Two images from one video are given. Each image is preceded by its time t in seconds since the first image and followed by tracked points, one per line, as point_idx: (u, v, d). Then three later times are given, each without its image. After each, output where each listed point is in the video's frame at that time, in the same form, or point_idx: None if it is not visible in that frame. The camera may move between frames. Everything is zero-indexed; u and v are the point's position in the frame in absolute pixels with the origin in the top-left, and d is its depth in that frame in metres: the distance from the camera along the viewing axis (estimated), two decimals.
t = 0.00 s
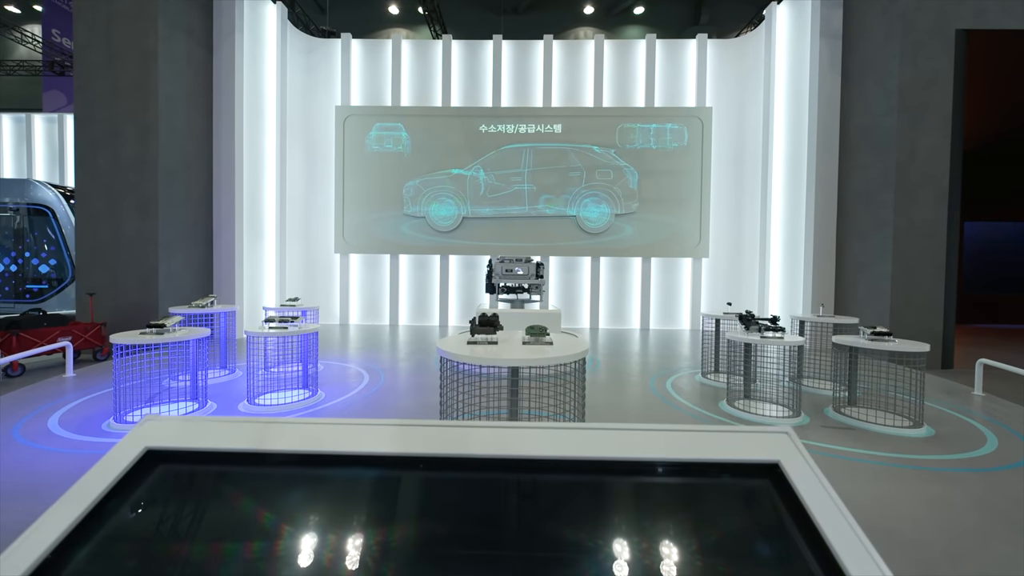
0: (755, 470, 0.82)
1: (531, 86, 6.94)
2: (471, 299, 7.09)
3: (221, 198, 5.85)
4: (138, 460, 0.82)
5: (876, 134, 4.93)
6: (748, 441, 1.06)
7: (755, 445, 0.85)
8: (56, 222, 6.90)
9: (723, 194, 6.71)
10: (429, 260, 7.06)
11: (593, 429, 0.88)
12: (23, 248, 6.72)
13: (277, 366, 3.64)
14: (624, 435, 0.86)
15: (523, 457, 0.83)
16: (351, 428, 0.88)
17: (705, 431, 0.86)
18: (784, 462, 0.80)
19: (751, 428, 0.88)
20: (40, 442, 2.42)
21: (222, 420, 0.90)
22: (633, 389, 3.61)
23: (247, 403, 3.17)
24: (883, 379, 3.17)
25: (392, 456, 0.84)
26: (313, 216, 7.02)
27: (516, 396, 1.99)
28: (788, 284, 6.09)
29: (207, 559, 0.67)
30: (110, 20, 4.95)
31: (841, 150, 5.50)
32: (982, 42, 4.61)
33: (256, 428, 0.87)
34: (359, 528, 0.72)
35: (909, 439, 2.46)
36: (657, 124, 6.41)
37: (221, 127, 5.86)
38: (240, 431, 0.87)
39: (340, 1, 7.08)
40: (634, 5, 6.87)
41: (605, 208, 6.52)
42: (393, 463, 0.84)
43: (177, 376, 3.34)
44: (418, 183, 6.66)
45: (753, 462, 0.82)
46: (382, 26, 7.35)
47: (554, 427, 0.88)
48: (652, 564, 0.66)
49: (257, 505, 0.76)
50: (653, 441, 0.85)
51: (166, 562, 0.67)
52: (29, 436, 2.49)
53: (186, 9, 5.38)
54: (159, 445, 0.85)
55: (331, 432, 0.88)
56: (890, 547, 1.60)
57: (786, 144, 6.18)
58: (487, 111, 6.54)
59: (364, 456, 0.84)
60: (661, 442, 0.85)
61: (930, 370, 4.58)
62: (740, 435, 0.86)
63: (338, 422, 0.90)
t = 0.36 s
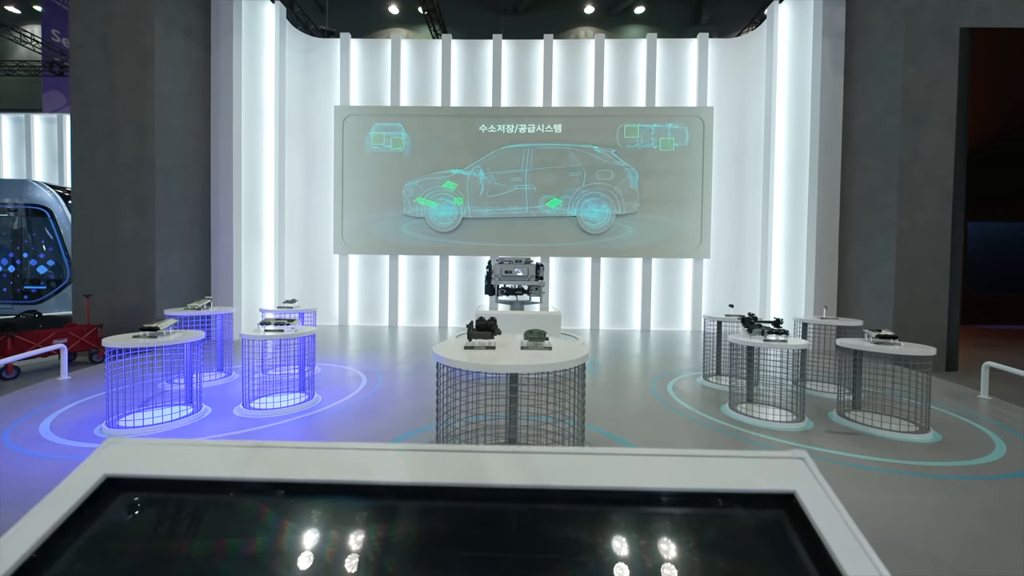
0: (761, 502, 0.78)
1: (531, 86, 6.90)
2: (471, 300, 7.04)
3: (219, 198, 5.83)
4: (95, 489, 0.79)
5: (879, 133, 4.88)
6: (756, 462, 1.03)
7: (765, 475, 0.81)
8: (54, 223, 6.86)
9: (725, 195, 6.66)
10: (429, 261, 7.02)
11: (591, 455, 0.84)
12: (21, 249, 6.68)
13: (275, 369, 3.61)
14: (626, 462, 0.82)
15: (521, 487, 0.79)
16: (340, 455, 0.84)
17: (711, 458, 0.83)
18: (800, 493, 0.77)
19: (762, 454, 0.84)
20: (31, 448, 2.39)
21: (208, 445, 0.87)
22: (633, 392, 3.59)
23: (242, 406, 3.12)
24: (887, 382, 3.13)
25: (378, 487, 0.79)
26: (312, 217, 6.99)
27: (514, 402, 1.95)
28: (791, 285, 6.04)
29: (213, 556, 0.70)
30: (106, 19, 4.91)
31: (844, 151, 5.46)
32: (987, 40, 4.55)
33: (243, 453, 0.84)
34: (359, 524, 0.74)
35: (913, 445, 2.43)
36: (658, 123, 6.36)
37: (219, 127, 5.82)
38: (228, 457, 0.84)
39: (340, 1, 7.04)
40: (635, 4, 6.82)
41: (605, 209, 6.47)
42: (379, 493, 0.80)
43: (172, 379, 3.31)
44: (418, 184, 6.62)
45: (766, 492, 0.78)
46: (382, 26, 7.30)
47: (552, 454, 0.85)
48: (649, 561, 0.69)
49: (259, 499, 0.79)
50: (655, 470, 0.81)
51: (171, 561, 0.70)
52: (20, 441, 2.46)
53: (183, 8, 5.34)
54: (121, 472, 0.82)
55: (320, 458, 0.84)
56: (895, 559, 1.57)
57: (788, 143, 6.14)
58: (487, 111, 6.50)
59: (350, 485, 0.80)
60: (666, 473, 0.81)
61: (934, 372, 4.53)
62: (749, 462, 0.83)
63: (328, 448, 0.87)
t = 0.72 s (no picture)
0: (768, 536, 0.69)
1: (531, 86, 6.85)
2: (470, 301, 7.01)
3: (216, 198, 5.80)
4: (45, 524, 0.69)
5: (882, 133, 4.84)
6: (766, 483, 0.97)
7: (776, 508, 0.72)
8: (51, 223, 6.81)
9: (725, 195, 6.61)
10: (428, 261, 6.98)
11: (585, 482, 0.76)
12: (17, 250, 6.61)
13: (271, 372, 3.57)
14: (627, 491, 0.74)
15: (520, 521, 0.70)
16: (307, 485, 0.75)
17: (724, 489, 0.75)
18: (818, 528, 0.68)
19: (773, 482, 0.77)
20: (20, 454, 2.34)
21: (168, 471, 0.78)
22: (634, 394, 3.54)
23: (237, 409, 3.08)
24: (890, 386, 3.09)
25: (345, 519, 0.69)
26: (310, 217, 6.95)
27: (512, 408, 1.91)
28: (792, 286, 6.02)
29: (214, 557, 0.66)
30: (102, 18, 4.86)
31: (846, 151, 5.42)
32: (992, 39, 4.49)
33: (215, 483, 0.75)
34: (355, 533, 0.69)
35: (920, 450, 2.38)
36: (658, 123, 6.32)
37: (216, 127, 5.78)
38: (187, 489, 0.74)
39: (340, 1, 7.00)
40: (636, 4, 6.77)
41: (605, 209, 6.43)
42: (352, 527, 0.69)
43: (167, 381, 3.26)
44: (417, 184, 6.58)
45: (782, 527, 0.69)
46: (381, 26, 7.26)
47: (547, 482, 0.77)
48: (649, 558, 0.65)
49: (243, 533, 0.69)
50: (660, 502, 0.72)
51: (172, 558, 0.66)
52: (10, 447, 2.42)
53: (180, 7, 5.30)
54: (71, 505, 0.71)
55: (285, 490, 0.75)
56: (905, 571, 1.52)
57: (789, 144, 6.11)
58: (487, 111, 6.46)
59: (320, 519, 0.69)
60: (669, 505, 0.72)
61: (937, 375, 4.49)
62: (762, 494, 0.74)
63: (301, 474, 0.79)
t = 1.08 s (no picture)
0: None
1: (532, 85, 6.81)
2: (470, 302, 6.97)
3: (215, 198, 5.79)
4: None
5: (886, 132, 4.79)
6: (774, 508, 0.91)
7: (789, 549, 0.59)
8: (51, 224, 6.80)
9: (728, 196, 6.56)
10: (428, 262, 6.95)
11: (587, 517, 0.64)
12: (16, 250, 6.53)
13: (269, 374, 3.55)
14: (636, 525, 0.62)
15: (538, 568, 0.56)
16: (289, 517, 0.65)
17: (724, 527, 0.63)
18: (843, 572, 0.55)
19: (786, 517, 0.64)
20: (10, 461, 2.30)
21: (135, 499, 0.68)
22: (635, 397, 3.49)
23: (234, 413, 3.04)
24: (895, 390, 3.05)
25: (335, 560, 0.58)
26: (310, 218, 6.92)
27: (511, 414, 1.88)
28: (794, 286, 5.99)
29: None
30: (99, 17, 4.82)
31: (849, 150, 5.39)
32: (999, 37, 4.43)
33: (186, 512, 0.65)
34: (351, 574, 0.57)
35: (925, 456, 2.34)
36: (660, 123, 6.28)
37: (215, 126, 5.76)
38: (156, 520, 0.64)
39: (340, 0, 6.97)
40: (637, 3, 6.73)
41: (606, 209, 6.39)
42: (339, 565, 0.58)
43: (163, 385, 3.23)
44: (416, 184, 6.54)
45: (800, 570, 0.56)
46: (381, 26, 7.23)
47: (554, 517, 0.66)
48: None
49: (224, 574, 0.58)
50: (664, 540, 0.60)
51: None
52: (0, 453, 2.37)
53: (179, 7, 5.27)
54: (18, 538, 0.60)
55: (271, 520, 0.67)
56: None
57: (792, 143, 6.07)
58: (487, 110, 6.42)
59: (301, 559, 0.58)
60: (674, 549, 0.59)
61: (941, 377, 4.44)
62: (764, 535, 0.61)
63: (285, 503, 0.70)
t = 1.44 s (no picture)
0: None
1: (531, 85, 6.77)
2: (470, 303, 6.93)
3: (212, 197, 5.73)
4: None
5: (888, 132, 4.75)
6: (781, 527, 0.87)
7: None
8: (48, 224, 6.78)
9: (729, 195, 6.52)
10: (427, 263, 6.91)
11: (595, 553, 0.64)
12: (14, 250, 6.47)
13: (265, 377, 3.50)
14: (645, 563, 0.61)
15: None
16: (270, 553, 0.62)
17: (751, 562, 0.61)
18: None
19: (802, 554, 0.63)
20: None
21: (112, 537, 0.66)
22: (635, 400, 3.46)
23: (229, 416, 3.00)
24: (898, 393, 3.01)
25: None
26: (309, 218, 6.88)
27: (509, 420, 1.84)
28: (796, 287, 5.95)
29: None
30: (94, 16, 4.77)
31: (851, 150, 5.35)
32: (1002, 36, 4.38)
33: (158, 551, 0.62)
34: None
35: (932, 461, 2.30)
36: (660, 123, 6.24)
37: (212, 126, 5.72)
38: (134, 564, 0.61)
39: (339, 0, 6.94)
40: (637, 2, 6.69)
41: (606, 210, 6.35)
42: None
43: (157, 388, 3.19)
44: (415, 184, 6.50)
45: None
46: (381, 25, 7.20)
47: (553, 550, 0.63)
48: None
49: None
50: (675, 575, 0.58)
51: None
52: None
53: (176, 5, 5.23)
54: None
55: (249, 555, 0.64)
56: None
57: (794, 143, 6.04)
58: (486, 110, 6.38)
59: None
60: (686, 573, 0.58)
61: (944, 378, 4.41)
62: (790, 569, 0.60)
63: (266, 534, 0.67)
